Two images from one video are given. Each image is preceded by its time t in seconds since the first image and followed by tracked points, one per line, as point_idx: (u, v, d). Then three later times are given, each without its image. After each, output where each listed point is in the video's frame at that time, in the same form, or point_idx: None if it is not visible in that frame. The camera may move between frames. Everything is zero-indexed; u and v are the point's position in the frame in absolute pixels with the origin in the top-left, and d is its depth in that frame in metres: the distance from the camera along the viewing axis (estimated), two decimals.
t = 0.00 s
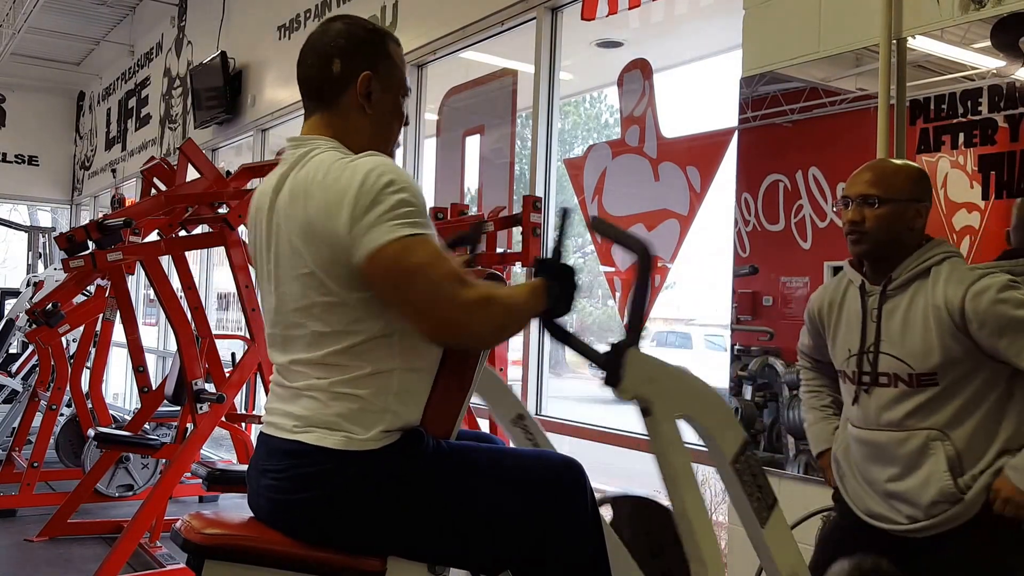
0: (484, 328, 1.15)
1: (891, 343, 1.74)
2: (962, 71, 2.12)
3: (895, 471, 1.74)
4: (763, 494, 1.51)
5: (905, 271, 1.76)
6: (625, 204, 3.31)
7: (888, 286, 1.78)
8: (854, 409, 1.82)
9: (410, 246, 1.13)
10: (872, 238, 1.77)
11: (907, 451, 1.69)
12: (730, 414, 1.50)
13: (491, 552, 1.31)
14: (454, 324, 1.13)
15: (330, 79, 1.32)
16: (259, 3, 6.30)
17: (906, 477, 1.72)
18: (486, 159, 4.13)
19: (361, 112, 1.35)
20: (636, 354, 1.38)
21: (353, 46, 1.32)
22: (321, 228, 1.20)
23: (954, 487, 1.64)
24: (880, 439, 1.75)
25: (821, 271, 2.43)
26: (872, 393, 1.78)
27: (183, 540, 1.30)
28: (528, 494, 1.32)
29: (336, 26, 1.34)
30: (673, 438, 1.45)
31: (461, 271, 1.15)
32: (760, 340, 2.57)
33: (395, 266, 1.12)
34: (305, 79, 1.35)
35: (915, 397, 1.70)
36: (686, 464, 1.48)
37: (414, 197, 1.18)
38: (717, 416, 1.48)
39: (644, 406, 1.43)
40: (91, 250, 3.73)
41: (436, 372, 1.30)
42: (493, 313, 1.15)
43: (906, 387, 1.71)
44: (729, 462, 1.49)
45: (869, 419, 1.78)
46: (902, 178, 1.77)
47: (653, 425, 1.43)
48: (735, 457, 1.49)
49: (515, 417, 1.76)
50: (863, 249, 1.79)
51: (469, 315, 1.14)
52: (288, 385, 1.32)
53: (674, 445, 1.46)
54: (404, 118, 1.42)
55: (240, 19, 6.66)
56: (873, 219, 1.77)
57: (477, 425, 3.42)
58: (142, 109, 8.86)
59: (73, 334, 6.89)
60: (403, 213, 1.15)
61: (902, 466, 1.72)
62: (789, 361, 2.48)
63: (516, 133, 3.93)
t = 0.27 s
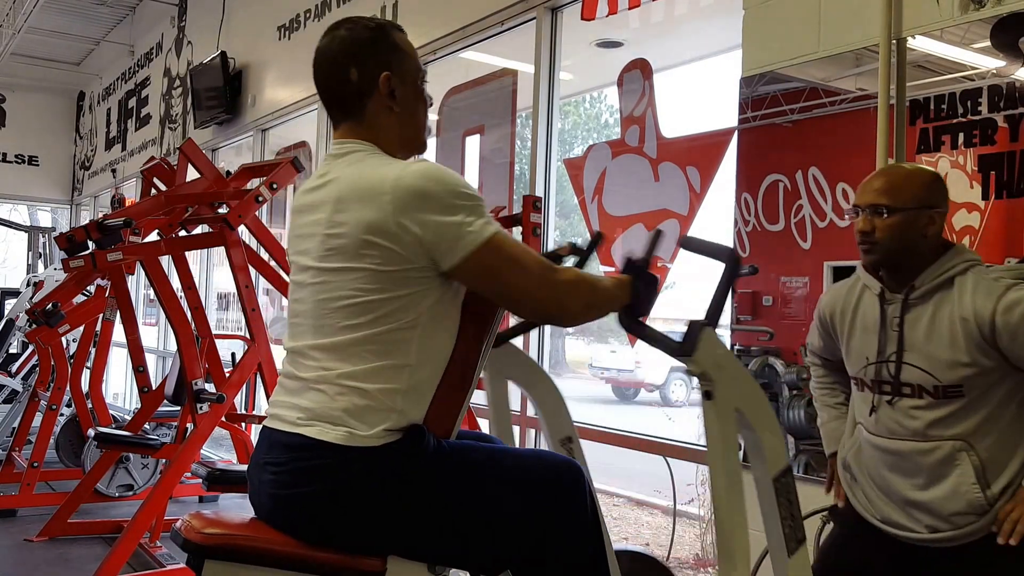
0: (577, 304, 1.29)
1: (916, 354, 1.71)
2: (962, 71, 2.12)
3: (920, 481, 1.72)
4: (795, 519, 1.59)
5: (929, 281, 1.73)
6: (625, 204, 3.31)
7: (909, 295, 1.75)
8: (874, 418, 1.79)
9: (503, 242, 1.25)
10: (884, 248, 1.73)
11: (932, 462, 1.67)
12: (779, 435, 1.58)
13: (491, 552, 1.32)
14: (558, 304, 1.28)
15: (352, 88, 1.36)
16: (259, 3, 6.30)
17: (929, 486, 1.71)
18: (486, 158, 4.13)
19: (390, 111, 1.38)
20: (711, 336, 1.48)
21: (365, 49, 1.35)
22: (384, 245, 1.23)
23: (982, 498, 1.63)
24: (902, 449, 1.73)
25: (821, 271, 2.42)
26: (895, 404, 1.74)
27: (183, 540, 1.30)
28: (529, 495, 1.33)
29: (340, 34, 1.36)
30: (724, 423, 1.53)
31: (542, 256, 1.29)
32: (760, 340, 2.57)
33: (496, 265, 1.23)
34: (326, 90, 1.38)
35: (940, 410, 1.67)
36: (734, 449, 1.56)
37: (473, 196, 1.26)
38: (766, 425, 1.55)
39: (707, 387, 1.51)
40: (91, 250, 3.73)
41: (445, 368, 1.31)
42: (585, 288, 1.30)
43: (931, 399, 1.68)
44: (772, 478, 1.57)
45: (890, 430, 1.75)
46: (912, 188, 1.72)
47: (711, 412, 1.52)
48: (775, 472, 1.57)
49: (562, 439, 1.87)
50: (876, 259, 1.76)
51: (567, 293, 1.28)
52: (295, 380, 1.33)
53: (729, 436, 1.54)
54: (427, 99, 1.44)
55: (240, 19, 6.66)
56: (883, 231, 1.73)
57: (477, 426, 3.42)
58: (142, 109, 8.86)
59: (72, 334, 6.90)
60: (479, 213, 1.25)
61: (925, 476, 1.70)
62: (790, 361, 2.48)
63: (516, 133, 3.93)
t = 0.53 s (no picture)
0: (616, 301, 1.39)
1: (933, 347, 1.72)
2: (961, 71, 2.12)
3: (922, 475, 1.73)
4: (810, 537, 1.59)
5: (950, 275, 1.73)
6: (625, 205, 3.32)
7: (933, 288, 1.76)
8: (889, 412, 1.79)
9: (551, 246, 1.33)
10: (913, 240, 1.74)
11: (939, 454, 1.68)
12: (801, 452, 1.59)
13: (491, 552, 1.32)
14: (599, 299, 1.37)
15: (382, 104, 1.40)
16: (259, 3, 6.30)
17: (932, 480, 1.71)
18: (486, 158, 4.12)
19: (421, 119, 1.41)
20: (753, 344, 1.47)
21: (388, 63, 1.38)
22: (434, 248, 1.27)
23: (982, 495, 1.63)
24: (909, 441, 1.73)
25: (821, 271, 2.43)
26: (909, 398, 1.75)
27: (183, 540, 1.30)
28: (529, 494, 1.33)
29: (358, 53, 1.39)
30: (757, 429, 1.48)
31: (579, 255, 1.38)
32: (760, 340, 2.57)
33: (545, 266, 1.32)
34: (355, 110, 1.42)
35: (950, 404, 1.68)
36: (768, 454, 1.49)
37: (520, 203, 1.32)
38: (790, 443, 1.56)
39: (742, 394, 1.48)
40: (91, 250, 3.74)
41: (457, 359, 1.32)
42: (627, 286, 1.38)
43: (944, 392, 1.68)
44: (792, 493, 1.58)
45: (902, 424, 1.76)
46: (938, 179, 1.73)
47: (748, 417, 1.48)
48: (797, 494, 1.58)
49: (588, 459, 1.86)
50: (904, 251, 1.76)
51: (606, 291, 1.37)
52: (300, 375, 1.34)
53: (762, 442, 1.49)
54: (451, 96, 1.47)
55: (240, 19, 6.66)
56: (909, 223, 1.73)
57: (477, 425, 3.42)
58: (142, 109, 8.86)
59: (72, 334, 6.90)
60: (527, 218, 1.32)
61: (928, 469, 1.71)
62: (789, 360, 2.48)
63: (516, 133, 3.93)
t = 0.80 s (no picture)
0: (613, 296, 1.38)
1: (937, 365, 1.71)
2: (961, 71, 2.13)
3: (923, 497, 1.71)
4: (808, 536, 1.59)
5: (961, 291, 1.71)
6: (625, 205, 3.32)
7: (940, 304, 1.75)
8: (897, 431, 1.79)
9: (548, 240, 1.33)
10: (926, 244, 1.72)
11: (938, 477, 1.67)
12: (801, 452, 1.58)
13: (490, 552, 1.32)
14: (598, 295, 1.37)
15: (388, 104, 1.40)
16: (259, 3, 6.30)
17: (931, 504, 1.70)
18: (486, 158, 4.12)
19: (426, 118, 1.42)
20: (750, 343, 1.47)
21: (395, 63, 1.38)
22: (433, 242, 1.27)
23: (966, 517, 1.63)
24: (911, 462, 1.73)
25: (821, 271, 2.43)
26: (913, 415, 1.74)
27: (184, 539, 1.30)
28: (530, 494, 1.33)
29: (366, 52, 1.39)
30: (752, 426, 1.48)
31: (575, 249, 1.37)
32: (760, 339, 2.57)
33: (543, 261, 1.31)
34: (361, 109, 1.42)
35: (949, 424, 1.67)
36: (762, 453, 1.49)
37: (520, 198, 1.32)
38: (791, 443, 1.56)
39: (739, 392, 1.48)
40: (91, 250, 3.74)
41: (457, 359, 1.32)
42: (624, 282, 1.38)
43: (942, 411, 1.68)
44: (790, 492, 1.58)
45: (907, 443, 1.75)
46: (956, 188, 1.72)
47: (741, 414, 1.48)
48: (794, 490, 1.58)
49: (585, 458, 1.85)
50: (915, 258, 1.75)
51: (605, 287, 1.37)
52: (303, 373, 1.35)
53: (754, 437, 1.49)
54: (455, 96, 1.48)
55: (239, 19, 6.66)
56: (925, 229, 1.72)
57: (477, 426, 3.42)
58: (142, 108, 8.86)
59: (72, 334, 6.90)
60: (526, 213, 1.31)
61: (927, 492, 1.70)
62: (789, 360, 2.48)
63: (516, 133, 3.93)
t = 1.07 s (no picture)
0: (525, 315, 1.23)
1: (948, 366, 1.69)
2: (961, 71, 2.13)
3: (938, 503, 1.69)
4: (776, 502, 1.51)
5: (968, 292, 1.70)
6: (625, 204, 3.32)
7: (949, 305, 1.72)
8: (909, 433, 1.76)
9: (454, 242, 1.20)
10: (929, 242, 1.72)
11: (954, 483, 1.64)
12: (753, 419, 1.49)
13: (490, 553, 1.32)
14: (508, 315, 1.22)
15: (348, 81, 1.32)
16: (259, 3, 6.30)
17: (949, 510, 1.67)
18: (486, 158, 4.13)
19: (381, 110, 1.35)
20: (672, 341, 1.40)
21: (371, 48, 1.31)
22: (341, 229, 1.23)
23: (991, 523, 1.60)
24: (926, 467, 1.70)
25: (821, 271, 2.43)
26: (925, 417, 1.72)
27: (183, 540, 1.30)
28: (530, 494, 1.33)
29: (349, 26, 1.32)
30: (692, 420, 1.46)
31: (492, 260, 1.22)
32: (760, 340, 2.57)
33: (440, 264, 1.19)
34: (321, 80, 1.34)
35: (964, 428, 1.64)
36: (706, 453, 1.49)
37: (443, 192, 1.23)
38: (738, 407, 1.48)
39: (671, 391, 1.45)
40: (91, 250, 3.74)
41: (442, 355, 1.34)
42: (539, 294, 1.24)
43: (956, 414, 1.65)
44: (748, 464, 1.49)
45: (922, 448, 1.73)
46: (963, 186, 1.73)
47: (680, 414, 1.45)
48: (749, 456, 1.49)
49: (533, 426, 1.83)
50: (918, 256, 1.75)
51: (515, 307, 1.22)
52: (291, 382, 1.33)
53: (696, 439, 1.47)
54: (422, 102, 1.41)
55: (240, 19, 6.66)
56: (930, 225, 1.72)
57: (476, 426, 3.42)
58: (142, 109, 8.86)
59: (72, 334, 6.90)
60: (435, 211, 1.20)
61: (942, 498, 1.67)
62: (789, 360, 2.48)
63: (515, 133, 3.93)
